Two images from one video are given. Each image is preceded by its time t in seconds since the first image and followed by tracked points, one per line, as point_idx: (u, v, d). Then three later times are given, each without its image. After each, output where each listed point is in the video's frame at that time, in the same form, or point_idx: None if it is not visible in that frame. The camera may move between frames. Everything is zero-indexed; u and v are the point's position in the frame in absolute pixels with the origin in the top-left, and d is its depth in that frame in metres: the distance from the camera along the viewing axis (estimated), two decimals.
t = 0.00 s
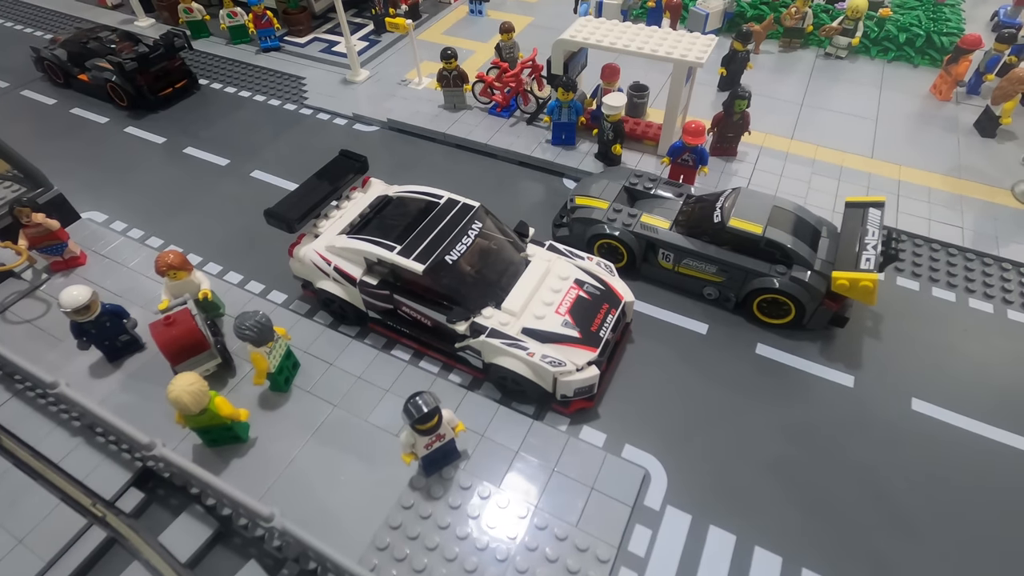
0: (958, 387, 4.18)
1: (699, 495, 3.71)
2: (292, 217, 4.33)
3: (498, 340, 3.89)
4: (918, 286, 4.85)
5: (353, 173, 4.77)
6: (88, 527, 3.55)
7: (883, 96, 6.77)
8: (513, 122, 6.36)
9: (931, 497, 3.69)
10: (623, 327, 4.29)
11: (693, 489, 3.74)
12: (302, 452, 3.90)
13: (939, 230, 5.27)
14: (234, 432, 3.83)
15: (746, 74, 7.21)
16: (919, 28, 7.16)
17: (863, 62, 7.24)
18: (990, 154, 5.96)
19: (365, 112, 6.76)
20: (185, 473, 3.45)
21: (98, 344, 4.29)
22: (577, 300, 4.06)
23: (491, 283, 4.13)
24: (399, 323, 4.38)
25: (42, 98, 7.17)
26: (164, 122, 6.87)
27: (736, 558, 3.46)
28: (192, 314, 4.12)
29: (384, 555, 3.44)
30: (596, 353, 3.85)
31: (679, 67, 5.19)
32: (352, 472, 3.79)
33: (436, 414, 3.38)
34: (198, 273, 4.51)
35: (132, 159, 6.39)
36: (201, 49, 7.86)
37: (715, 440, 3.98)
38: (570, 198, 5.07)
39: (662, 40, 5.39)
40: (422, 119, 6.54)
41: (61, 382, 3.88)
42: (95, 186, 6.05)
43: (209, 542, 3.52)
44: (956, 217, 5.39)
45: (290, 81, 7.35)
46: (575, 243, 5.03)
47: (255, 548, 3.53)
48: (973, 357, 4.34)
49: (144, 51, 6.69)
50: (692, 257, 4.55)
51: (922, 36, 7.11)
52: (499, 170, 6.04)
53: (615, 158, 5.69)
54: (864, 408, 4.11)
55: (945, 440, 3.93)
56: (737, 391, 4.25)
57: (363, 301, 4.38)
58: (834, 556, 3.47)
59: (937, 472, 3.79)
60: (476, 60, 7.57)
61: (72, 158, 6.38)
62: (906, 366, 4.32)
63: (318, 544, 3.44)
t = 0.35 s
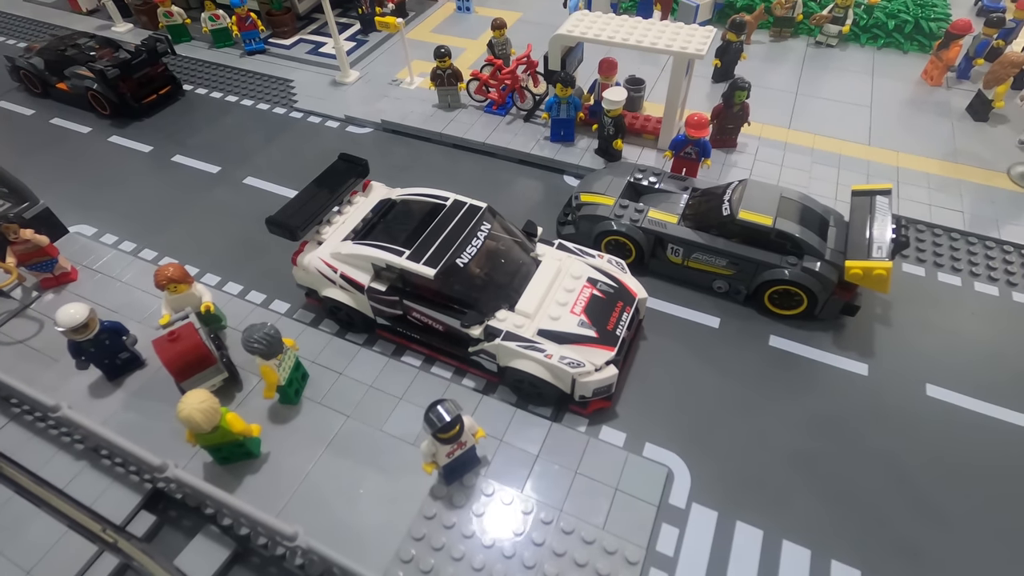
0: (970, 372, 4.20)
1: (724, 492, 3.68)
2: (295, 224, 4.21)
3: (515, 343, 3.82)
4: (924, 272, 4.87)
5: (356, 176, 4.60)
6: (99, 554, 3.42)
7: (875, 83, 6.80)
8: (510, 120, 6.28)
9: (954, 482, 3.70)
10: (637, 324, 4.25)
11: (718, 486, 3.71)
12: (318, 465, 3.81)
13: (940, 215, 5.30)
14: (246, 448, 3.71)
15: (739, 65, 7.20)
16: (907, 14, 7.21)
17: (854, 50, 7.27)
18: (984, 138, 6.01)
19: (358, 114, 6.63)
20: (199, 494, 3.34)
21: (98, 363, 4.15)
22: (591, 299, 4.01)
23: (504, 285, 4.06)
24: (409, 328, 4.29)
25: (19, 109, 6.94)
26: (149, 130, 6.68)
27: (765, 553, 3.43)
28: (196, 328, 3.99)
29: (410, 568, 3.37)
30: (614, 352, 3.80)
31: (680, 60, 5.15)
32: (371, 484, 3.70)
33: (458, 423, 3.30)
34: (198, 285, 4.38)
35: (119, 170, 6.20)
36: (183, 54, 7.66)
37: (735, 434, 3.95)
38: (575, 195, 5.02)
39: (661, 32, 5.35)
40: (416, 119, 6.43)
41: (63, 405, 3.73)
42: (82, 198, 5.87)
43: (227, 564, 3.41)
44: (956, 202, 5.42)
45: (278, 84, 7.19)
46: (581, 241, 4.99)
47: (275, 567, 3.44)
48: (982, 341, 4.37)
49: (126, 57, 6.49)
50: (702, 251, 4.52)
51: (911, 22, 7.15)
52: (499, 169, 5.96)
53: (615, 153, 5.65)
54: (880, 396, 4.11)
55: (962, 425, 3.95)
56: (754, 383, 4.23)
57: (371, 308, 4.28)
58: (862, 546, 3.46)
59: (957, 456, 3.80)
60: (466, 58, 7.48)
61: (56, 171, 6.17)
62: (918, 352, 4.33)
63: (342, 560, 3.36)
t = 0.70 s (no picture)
0: (989, 353, 4.22)
1: (757, 484, 3.65)
2: (305, 229, 4.08)
3: (539, 344, 3.75)
4: (934, 255, 4.89)
5: (362, 180, 4.47)
6: None
7: (871, 70, 6.83)
8: (511, 116, 6.19)
9: (984, 465, 3.70)
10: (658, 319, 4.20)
11: (750, 479, 3.68)
12: (343, 478, 3.70)
13: (945, 199, 5.33)
14: (267, 463, 3.58)
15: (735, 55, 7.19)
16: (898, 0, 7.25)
17: (847, 37, 7.30)
18: (981, 121, 6.06)
19: (353, 114, 6.49)
20: (225, 514, 3.21)
21: (104, 381, 3.99)
22: (614, 295, 3.95)
23: (524, 284, 3.98)
24: (426, 333, 4.19)
25: None
26: (137, 138, 6.47)
27: (804, 545, 3.41)
28: (208, 342, 3.85)
29: None
30: (641, 349, 3.74)
31: (685, 51, 5.10)
32: (399, 495, 3.61)
33: (491, 429, 3.21)
34: (206, 297, 4.24)
35: (108, 180, 5.99)
36: (167, 59, 7.43)
37: (764, 426, 3.92)
38: (586, 190, 4.96)
39: (664, 23, 5.29)
40: (414, 118, 6.30)
41: (72, 427, 3.58)
42: (72, 211, 5.66)
43: None
44: (959, 185, 5.46)
45: (268, 86, 7.00)
46: (594, 237, 4.93)
47: None
48: (998, 322, 4.39)
49: (110, 63, 6.27)
50: (718, 243, 4.49)
51: (903, 8, 7.19)
52: (502, 167, 5.87)
53: (621, 147, 5.59)
54: (903, 383, 4.11)
55: (986, 406, 3.96)
56: (777, 374, 4.20)
57: (387, 314, 4.17)
58: (900, 534, 3.44)
59: (984, 439, 3.80)
60: (460, 55, 7.36)
61: (42, 183, 5.94)
62: (936, 336, 4.34)
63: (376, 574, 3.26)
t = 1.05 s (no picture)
0: (1002, 337, 4.26)
1: (787, 477, 3.64)
2: (317, 235, 3.96)
3: (564, 344, 3.69)
4: (940, 242, 4.94)
5: (371, 183, 4.36)
6: None
7: (863, 60, 6.90)
8: (511, 114, 6.13)
9: (1007, 448, 3.73)
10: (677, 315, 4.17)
11: (780, 472, 3.66)
12: (368, 490, 3.60)
13: (945, 186, 5.39)
14: (290, 477, 3.47)
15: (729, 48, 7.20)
16: None
17: (837, 28, 7.37)
18: (973, 108, 6.16)
19: (348, 116, 6.35)
20: (251, 533, 3.09)
21: (111, 400, 3.82)
22: (635, 293, 3.90)
23: (544, 284, 3.91)
24: (444, 337, 4.11)
25: None
26: (124, 146, 6.25)
27: (839, 536, 3.40)
28: (221, 355, 3.71)
29: None
30: (666, 345, 3.71)
31: (689, 44, 5.08)
32: (428, 504, 3.52)
33: (524, 434, 3.14)
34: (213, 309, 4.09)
35: (96, 190, 5.78)
36: (150, 64, 7.20)
37: (790, 418, 3.91)
38: (595, 187, 4.91)
39: (666, 18, 5.26)
40: (412, 119, 6.19)
41: (83, 450, 3.42)
42: (61, 224, 5.45)
43: None
44: (957, 172, 5.53)
45: (258, 90, 6.83)
46: (605, 234, 4.89)
47: None
48: (1008, 305, 4.44)
49: (93, 69, 6.04)
50: (732, 236, 4.47)
51: None
52: (505, 166, 5.79)
53: (625, 143, 5.56)
54: (921, 369, 4.13)
55: (1004, 389, 3.99)
56: (798, 365, 4.20)
57: (403, 319, 4.08)
58: (932, 520, 3.45)
59: (1006, 422, 3.83)
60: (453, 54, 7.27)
61: (27, 196, 5.71)
62: (949, 322, 4.38)
63: None
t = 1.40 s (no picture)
0: (1012, 319, 4.33)
1: (817, 470, 3.64)
2: (328, 247, 3.83)
3: (590, 348, 3.63)
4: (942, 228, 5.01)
5: (378, 191, 4.23)
6: None
7: (851, 50, 6.98)
8: (508, 116, 6.05)
9: None
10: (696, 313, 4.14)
11: (811, 465, 3.66)
12: (397, 509, 3.49)
13: (942, 172, 5.46)
14: (317, 500, 3.35)
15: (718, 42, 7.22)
16: None
17: (822, 20, 7.45)
18: (961, 94, 6.27)
19: (341, 122, 6.19)
20: (284, 562, 2.96)
21: (119, 430, 3.65)
22: (656, 292, 3.86)
23: (564, 288, 3.85)
24: (463, 346, 4.02)
25: None
26: (107, 161, 6.01)
27: (875, 526, 3.41)
28: (236, 378, 3.56)
29: None
30: (692, 344, 3.68)
31: (689, 40, 5.05)
32: (461, 520, 3.43)
33: (562, 444, 3.07)
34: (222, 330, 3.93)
35: (82, 208, 5.54)
36: (128, 75, 6.94)
37: (815, 411, 3.91)
38: (603, 187, 4.87)
39: (664, 13, 5.23)
40: (407, 123, 6.07)
41: (96, 485, 3.25)
42: (47, 246, 5.21)
43: None
44: (952, 157, 5.61)
45: (244, 98, 6.63)
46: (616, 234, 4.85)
47: None
48: (1015, 287, 4.50)
49: (71, 83, 5.78)
50: (744, 231, 4.46)
51: None
52: (506, 168, 5.70)
53: (627, 141, 5.52)
54: (938, 355, 4.17)
55: (1019, 371, 4.05)
56: (818, 357, 4.20)
57: (420, 330, 3.97)
58: (964, 505, 3.47)
59: None
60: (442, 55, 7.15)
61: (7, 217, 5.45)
62: (960, 307, 4.43)
63: None
